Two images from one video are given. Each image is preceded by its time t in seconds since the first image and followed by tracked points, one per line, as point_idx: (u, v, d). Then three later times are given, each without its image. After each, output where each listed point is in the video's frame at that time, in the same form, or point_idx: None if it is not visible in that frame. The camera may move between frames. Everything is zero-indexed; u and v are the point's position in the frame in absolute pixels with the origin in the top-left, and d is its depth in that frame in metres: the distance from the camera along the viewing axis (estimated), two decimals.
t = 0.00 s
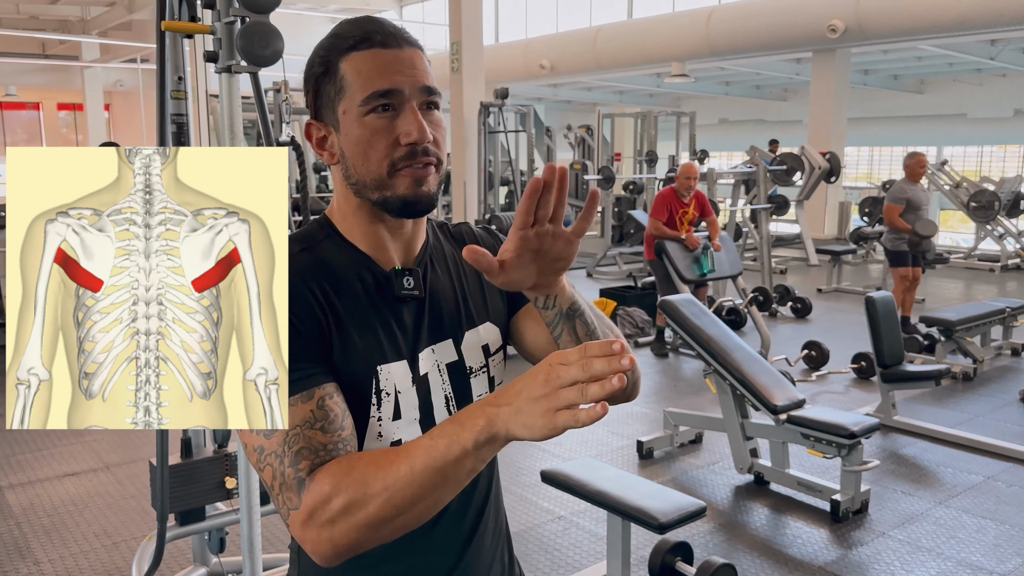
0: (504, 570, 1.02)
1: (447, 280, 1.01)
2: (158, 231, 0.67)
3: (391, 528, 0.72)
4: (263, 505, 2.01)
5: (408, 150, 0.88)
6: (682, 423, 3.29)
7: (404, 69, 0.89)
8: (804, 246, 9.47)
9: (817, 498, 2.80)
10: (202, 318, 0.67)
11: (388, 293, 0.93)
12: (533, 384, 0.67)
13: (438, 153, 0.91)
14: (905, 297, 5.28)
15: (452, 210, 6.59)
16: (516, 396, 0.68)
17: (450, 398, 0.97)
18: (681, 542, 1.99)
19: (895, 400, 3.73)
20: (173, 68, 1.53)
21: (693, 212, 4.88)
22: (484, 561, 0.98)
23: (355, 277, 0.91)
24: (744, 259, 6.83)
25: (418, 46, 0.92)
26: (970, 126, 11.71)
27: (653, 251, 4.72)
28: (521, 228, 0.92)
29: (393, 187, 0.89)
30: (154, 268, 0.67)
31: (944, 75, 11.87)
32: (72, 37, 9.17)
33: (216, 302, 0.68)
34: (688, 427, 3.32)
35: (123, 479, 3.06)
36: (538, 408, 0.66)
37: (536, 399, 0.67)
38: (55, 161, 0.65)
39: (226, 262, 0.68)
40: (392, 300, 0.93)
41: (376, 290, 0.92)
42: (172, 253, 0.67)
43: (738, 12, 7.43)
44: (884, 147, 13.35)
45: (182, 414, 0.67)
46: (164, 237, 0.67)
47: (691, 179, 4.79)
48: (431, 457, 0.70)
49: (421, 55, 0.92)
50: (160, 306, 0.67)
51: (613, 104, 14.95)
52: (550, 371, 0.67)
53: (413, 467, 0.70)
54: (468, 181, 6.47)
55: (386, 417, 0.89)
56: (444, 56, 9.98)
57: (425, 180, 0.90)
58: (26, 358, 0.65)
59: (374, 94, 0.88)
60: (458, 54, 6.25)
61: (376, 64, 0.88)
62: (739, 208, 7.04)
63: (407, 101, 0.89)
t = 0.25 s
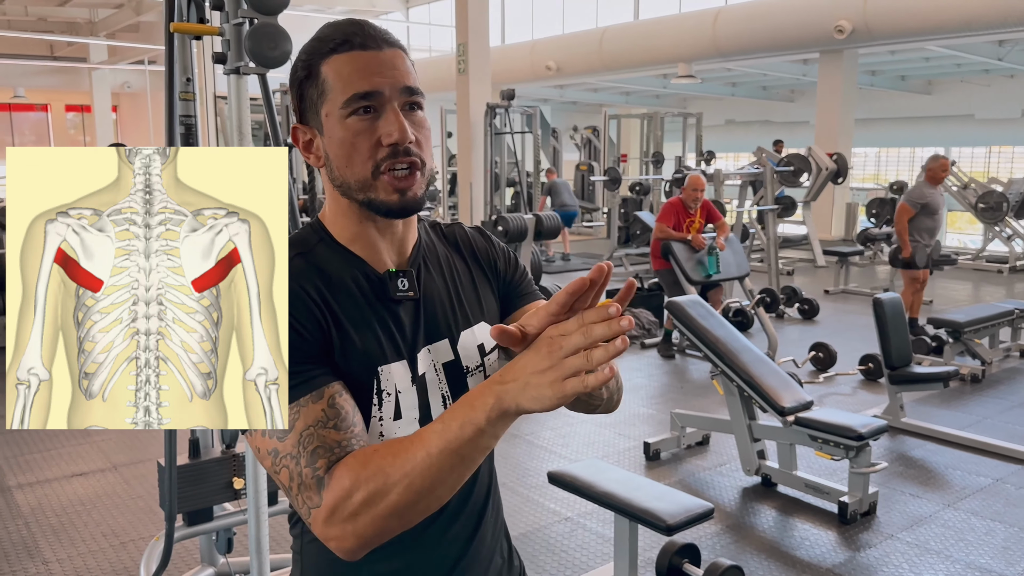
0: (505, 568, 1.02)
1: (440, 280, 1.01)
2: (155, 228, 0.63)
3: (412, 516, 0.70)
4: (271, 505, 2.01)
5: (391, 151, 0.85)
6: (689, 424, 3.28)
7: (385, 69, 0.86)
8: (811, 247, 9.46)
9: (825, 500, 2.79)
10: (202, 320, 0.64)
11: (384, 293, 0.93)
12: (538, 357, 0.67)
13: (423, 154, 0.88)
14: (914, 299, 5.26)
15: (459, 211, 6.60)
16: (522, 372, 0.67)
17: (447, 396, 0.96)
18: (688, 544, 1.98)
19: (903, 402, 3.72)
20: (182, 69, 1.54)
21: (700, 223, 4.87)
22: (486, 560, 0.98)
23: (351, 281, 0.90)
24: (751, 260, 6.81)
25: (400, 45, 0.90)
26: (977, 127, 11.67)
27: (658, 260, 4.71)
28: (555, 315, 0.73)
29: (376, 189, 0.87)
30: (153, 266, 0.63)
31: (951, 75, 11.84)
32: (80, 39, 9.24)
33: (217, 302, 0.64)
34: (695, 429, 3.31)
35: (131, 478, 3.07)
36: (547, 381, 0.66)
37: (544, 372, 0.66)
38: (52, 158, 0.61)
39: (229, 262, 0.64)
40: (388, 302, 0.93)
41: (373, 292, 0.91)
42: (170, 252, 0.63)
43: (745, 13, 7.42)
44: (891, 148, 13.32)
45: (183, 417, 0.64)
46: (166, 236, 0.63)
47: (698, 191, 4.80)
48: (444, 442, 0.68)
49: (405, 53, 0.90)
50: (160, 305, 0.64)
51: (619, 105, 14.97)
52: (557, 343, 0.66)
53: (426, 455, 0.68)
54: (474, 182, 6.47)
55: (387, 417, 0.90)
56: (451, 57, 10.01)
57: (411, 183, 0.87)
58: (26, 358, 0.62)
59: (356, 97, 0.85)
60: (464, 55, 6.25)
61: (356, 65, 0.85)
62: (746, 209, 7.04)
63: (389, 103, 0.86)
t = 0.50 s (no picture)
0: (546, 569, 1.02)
1: (475, 279, 1.03)
2: (155, 231, 0.81)
3: (433, 501, 0.75)
4: (278, 506, 2.02)
5: (425, 150, 0.90)
6: (696, 426, 3.28)
7: (421, 73, 0.91)
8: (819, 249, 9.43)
9: (833, 502, 2.78)
10: (201, 319, 0.82)
11: (418, 289, 0.96)
12: (557, 356, 0.68)
13: (456, 152, 0.93)
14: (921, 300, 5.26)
15: (465, 212, 6.60)
16: (542, 369, 0.69)
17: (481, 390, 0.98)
18: (696, 545, 1.98)
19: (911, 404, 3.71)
20: (190, 70, 1.54)
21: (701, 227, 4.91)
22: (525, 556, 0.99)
23: (386, 278, 0.94)
24: (758, 261, 6.80)
25: (434, 52, 0.95)
26: (985, 128, 11.62)
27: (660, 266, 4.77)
28: (578, 316, 0.74)
29: (412, 186, 0.92)
30: (153, 267, 0.81)
31: (959, 76, 11.80)
32: (87, 41, 9.25)
33: (215, 302, 0.82)
34: (703, 431, 3.31)
35: (138, 479, 3.08)
36: (564, 380, 0.67)
37: (562, 369, 0.67)
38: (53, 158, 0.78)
39: (227, 262, 0.82)
40: (423, 296, 0.96)
41: (407, 288, 0.95)
42: (171, 254, 0.81)
43: (753, 13, 7.40)
44: (899, 149, 13.27)
45: (183, 415, 0.81)
46: (165, 237, 0.81)
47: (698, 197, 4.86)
48: (465, 434, 0.71)
49: (438, 59, 0.95)
50: (160, 305, 0.81)
51: (626, 107, 14.94)
52: (575, 343, 0.67)
53: (448, 444, 0.72)
54: (481, 184, 6.47)
55: (419, 408, 0.93)
56: (458, 59, 10.00)
57: (444, 180, 0.92)
58: (25, 359, 0.79)
59: (393, 99, 0.90)
60: (471, 57, 6.26)
61: (393, 70, 0.91)
62: (753, 210, 7.03)
63: (424, 104, 0.91)
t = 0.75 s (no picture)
0: (589, 566, 1.02)
1: (521, 275, 1.04)
2: (154, 231, 1.04)
3: (475, 488, 0.75)
4: (283, 506, 2.02)
5: (482, 153, 0.91)
6: (701, 427, 3.27)
7: (484, 79, 0.92)
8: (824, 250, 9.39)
9: (838, 504, 2.77)
10: (201, 318, 1.04)
11: (465, 283, 0.96)
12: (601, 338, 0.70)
13: (509, 158, 0.94)
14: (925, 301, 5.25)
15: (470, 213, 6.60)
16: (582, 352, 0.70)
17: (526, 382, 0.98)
18: (701, 547, 1.97)
19: (916, 405, 3.70)
20: (195, 71, 1.53)
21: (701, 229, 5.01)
22: (567, 550, 0.98)
23: (436, 272, 0.94)
24: (763, 262, 6.79)
25: (496, 60, 0.96)
26: (990, 128, 11.56)
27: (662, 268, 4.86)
28: (616, 297, 0.81)
29: (464, 188, 0.93)
30: (153, 267, 1.03)
31: (965, 76, 11.76)
32: (92, 42, 9.26)
33: (213, 302, 1.05)
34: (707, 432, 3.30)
35: (143, 479, 3.09)
36: (603, 363, 0.68)
37: (603, 352, 0.69)
38: (50, 162, 1.01)
39: (225, 262, 1.04)
40: (470, 290, 0.96)
41: (455, 281, 0.95)
42: (170, 255, 1.04)
43: (758, 13, 7.37)
44: (905, 149, 13.22)
45: (182, 413, 1.04)
46: (164, 238, 1.04)
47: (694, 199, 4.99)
48: (509, 419, 0.72)
49: (499, 67, 0.96)
50: (161, 305, 1.04)
51: (630, 107, 14.91)
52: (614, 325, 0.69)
53: (492, 428, 0.72)
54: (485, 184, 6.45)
55: (465, 398, 0.93)
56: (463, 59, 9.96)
57: (494, 184, 0.93)
58: (26, 358, 1.01)
59: (455, 102, 0.91)
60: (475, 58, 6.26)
61: (459, 74, 0.91)
62: (758, 211, 7.01)
63: (485, 109, 0.91)
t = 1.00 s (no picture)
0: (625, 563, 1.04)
1: (570, 272, 1.06)
2: (154, 231, 1.04)
3: (524, 475, 0.78)
4: (285, 507, 2.02)
5: (546, 154, 0.93)
6: (704, 427, 3.26)
7: (552, 83, 0.94)
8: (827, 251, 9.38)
9: (842, 505, 2.76)
10: (201, 318, 1.04)
11: (518, 279, 0.98)
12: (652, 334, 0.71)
13: (573, 160, 0.96)
14: (930, 301, 5.24)
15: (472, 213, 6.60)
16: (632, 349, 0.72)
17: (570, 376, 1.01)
18: (705, 548, 1.96)
19: (921, 406, 3.69)
20: (198, 72, 1.54)
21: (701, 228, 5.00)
22: (604, 540, 1.00)
23: (491, 268, 0.97)
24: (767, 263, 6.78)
25: (562, 64, 0.97)
26: (994, 129, 11.53)
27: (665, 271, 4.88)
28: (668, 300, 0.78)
29: (527, 187, 0.95)
30: (153, 267, 1.03)
31: (969, 77, 11.73)
32: (97, 43, 9.30)
33: (213, 302, 1.04)
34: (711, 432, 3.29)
35: (146, 480, 3.09)
36: (652, 361, 0.70)
37: (654, 349, 0.71)
38: (50, 160, 1.01)
39: (225, 262, 1.05)
40: (522, 286, 0.99)
41: (508, 277, 0.98)
42: (170, 255, 1.04)
43: (761, 14, 7.37)
44: (909, 150, 13.19)
45: (182, 413, 1.04)
46: (164, 238, 1.04)
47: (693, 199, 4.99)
48: (560, 410, 0.74)
49: (565, 71, 0.97)
50: (160, 305, 1.03)
51: (633, 108, 14.91)
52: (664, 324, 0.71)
53: (543, 419, 0.75)
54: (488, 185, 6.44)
55: (513, 390, 0.95)
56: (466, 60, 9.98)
57: (556, 186, 0.95)
58: (26, 359, 1.02)
59: (525, 103, 0.92)
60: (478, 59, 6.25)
61: (529, 76, 0.93)
62: (762, 212, 7.00)
63: (552, 112, 0.93)
